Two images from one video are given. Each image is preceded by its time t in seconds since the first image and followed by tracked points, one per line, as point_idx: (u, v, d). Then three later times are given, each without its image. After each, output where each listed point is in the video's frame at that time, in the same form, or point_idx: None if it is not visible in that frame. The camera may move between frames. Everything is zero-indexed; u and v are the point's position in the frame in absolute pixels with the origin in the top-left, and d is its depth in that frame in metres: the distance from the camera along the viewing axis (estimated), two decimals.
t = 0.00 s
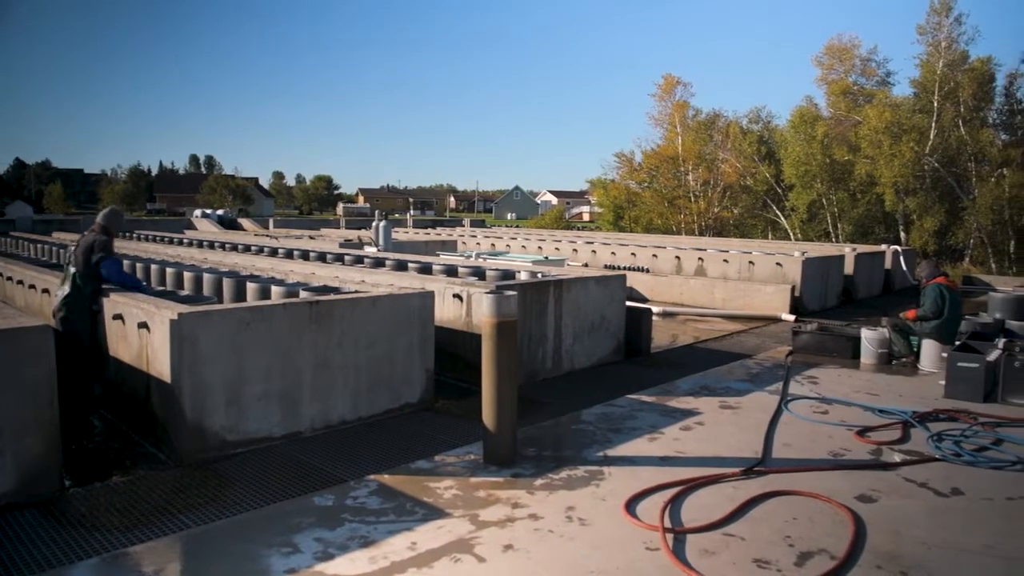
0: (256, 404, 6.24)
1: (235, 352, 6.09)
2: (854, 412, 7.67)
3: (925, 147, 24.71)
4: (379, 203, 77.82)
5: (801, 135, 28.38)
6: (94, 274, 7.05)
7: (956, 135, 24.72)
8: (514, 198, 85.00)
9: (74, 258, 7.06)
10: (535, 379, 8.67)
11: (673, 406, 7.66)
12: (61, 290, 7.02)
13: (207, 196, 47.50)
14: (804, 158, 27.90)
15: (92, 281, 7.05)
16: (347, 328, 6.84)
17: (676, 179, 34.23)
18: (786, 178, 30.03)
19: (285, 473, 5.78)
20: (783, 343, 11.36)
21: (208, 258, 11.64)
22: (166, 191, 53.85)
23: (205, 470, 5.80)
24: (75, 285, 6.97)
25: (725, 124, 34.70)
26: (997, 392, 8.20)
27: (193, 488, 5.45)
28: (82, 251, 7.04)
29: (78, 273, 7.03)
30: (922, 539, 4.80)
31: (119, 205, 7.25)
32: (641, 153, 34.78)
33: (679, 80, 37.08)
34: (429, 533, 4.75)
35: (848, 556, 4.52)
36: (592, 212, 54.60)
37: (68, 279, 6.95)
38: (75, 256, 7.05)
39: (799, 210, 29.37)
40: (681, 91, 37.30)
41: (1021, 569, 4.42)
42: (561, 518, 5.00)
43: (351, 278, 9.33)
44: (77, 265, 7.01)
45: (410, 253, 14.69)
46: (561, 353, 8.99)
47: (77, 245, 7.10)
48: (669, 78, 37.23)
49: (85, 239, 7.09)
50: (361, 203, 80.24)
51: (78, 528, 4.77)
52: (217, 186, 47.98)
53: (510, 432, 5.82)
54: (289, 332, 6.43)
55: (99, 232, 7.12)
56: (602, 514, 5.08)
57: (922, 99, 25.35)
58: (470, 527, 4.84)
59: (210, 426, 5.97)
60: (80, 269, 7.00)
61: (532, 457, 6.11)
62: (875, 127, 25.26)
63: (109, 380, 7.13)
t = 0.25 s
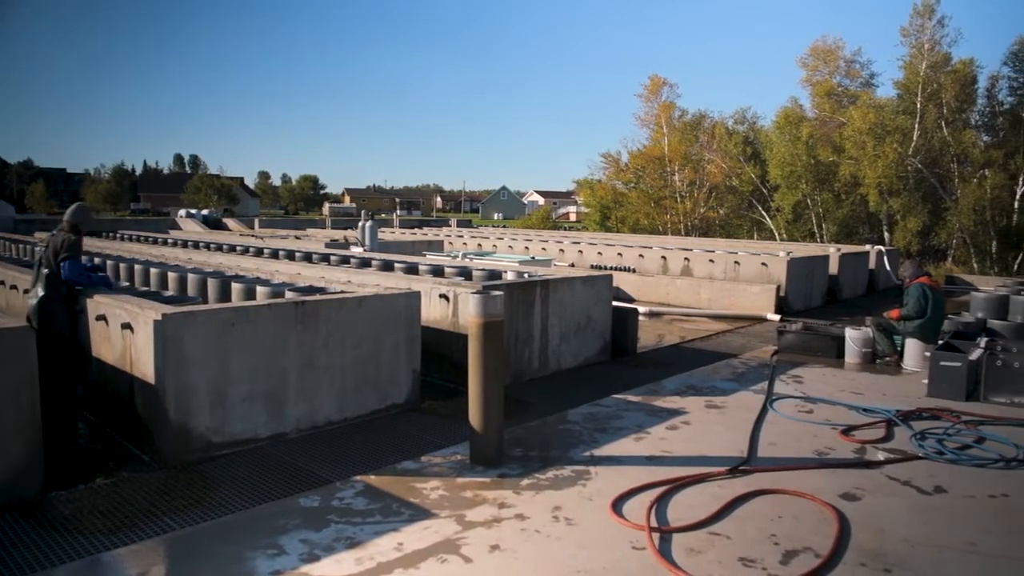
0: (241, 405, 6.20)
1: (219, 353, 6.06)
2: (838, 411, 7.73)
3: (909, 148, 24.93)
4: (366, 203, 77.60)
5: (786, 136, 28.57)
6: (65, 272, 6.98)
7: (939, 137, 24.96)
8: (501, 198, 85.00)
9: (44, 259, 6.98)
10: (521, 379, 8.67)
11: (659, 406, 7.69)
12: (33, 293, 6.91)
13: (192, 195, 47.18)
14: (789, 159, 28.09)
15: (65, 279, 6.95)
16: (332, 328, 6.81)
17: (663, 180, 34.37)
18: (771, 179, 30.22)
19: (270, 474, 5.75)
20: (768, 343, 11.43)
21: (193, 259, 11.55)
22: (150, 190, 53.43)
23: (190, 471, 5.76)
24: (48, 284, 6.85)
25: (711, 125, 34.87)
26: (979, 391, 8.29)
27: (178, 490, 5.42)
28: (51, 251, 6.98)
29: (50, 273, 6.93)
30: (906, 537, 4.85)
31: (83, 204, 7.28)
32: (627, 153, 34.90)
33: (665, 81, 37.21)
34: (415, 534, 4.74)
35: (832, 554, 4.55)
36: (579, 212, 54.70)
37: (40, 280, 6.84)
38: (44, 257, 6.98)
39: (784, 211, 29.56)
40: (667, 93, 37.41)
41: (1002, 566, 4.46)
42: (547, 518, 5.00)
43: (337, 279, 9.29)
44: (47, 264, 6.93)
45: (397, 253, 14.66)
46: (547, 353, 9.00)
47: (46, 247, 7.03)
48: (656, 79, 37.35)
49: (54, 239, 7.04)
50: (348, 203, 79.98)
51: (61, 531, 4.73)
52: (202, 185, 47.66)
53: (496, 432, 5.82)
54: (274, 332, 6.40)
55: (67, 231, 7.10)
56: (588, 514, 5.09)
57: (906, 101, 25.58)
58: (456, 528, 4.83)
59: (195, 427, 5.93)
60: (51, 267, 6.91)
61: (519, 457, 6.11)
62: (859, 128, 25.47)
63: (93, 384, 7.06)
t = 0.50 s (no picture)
0: (225, 406, 6.16)
1: (204, 354, 6.01)
2: (823, 410, 7.78)
3: (893, 149, 25.13)
4: (353, 203, 77.35)
5: (771, 136, 28.75)
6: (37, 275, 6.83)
7: (922, 138, 25.24)
8: (488, 199, 84.97)
9: (12, 260, 6.80)
10: (508, 379, 8.66)
11: (646, 405, 7.71)
12: (3, 295, 6.75)
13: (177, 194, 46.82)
14: (774, 159, 28.26)
15: (37, 282, 6.82)
16: (318, 329, 6.79)
17: (649, 180, 34.48)
18: (757, 179, 30.40)
19: (256, 475, 5.71)
20: (754, 343, 11.50)
21: (177, 259, 11.46)
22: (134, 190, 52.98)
23: (175, 473, 5.72)
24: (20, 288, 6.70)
25: (697, 125, 35.02)
26: (962, 389, 8.36)
27: (162, 492, 5.37)
28: (23, 253, 6.82)
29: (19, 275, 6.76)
30: (890, 534, 4.88)
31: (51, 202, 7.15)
32: (614, 153, 35.00)
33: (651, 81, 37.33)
34: (402, 535, 4.73)
35: (817, 553, 4.58)
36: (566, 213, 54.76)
37: (11, 283, 6.68)
38: (14, 258, 6.81)
39: (770, 211, 29.74)
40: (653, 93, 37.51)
41: (985, 562, 4.51)
42: (534, 518, 5.00)
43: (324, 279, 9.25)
44: (18, 266, 6.76)
45: (383, 253, 14.62)
46: (534, 353, 9.00)
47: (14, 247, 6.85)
48: (642, 79, 37.44)
49: (24, 239, 6.85)
50: (334, 202, 79.69)
51: (43, 534, 4.68)
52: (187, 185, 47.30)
53: (484, 432, 5.82)
54: (260, 333, 6.36)
55: (36, 231, 6.94)
56: (575, 513, 5.10)
57: (890, 102, 25.82)
58: (443, 529, 4.83)
59: (179, 428, 5.89)
60: (22, 270, 6.75)
61: (506, 457, 6.11)
62: (844, 129, 25.68)
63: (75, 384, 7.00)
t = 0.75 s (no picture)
0: (210, 407, 6.12)
1: (188, 355, 5.97)
2: (808, 409, 7.83)
3: (876, 150, 25.33)
4: (338, 203, 77.04)
5: (756, 137, 28.90)
6: None
7: (906, 139, 25.46)
8: (475, 199, 84.91)
9: None
10: (494, 379, 8.66)
11: (632, 405, 7.73)
12: None
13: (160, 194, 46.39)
14: (759, 160, 28.41)
15: None
16: (304, 330, 6.76)
17: (635, 180, 34.58)
18: (742, 180, 30.55)
19: (240, 477, 5.68)
20: (739, 343, 11.56)
21: (160, 259, 11.37)
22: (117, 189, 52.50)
23: (158, 475, 5.67)
24: None
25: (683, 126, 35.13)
26: (944, 388, 8.45)
27: (146, 494, 5.33)
28: None
29: None
30: (874, 532, 4.93)
31: None
32: (600, 154, 35.07)
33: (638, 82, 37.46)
34: (388, 536, 4.71)
35: (802, 551, 4.61)
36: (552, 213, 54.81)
37: None
38: None
39: (755, 211, 29.90)
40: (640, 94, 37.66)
41: (967, 559, 4.56)
42: (521, 518, 5.01)
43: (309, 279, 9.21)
44: None
45: (369, 253, 14.56)
46: (521, 353, 9.01)
47: None
48: (629, 80, 37.50)
49: None
50: (320, 202, 79.35)
51: (24, 537, 4.63)
52: (171, 184, 46.88)
53: (470, 432, 5.81)
54: (245, 333, 6.32)
55: None
56: (561, 513, 5.10)
57: (873, 104, 26.03)
58: (430, 529, 4.82)
59: (163, 430, 5.84)
60: None
61: (492, 457, 6.11)
62: (828, 130, 25.86)
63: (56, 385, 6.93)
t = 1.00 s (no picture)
0: (189, 409, 6.06)
1: (167, 356, 5.91)
2: (788, 408, 7.90)
3: (855, 151, 25.56)
4: (320, 203, 76.60)
5: (737, 138, 29.11)
6: None
7: (884, 140, 25.65)
8: (457, 198, 84.83)
9: None
10: (477, 379, 8.65)
11: (613, 405, 7.75)
12: None
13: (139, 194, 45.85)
14: (740, 161, 28.59)
15: None
16: (284, 330, 6.71)
17: (617, 181, 34.72)
18: (723, 181, 30.74)
19: (221, 479, 5.63)
20: (720, 342, 11.62)
21: (138, 260, 11.26)
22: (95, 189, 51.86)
23: (136, 478, 5.61)
24: None
25: (665, 126, 35.28)
26: (921, 386, 8.56)
27: (124, 497, 5.27)
28: None
29: None
30: (853, 529, 4.98)
31: None
32: (583, 154, 35.16)
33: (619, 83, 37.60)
34: (370, 537, 4.70)
35: (782, 549, 4.65)
36: (534, 214, 54.88)
37: None
38: None
39: (736, 212, 30.10)
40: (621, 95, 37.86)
41: (944, 555, 4.62)
42: (502, 518, 5.01)
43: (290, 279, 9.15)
44: None
45: (350, 253, 14.49)
46: (503, 353, 9.01)
47: None
48: (610, 80, 37.60)
49: None
50: (301, 202, 78.87)
51: None
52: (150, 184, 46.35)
53: (452, 432, 5.80)
54: (224, 335, 6.27)
55: None
56: (543, 513, 5.11)
57: (853, 105, 26.30)
58: (412, 530, 4.81)
59: (142, 432, 5.78)
60: None
61: (474, 458, 6.10)
62: (808, 132, 26.11)
63: (32, 387, 6.84)
